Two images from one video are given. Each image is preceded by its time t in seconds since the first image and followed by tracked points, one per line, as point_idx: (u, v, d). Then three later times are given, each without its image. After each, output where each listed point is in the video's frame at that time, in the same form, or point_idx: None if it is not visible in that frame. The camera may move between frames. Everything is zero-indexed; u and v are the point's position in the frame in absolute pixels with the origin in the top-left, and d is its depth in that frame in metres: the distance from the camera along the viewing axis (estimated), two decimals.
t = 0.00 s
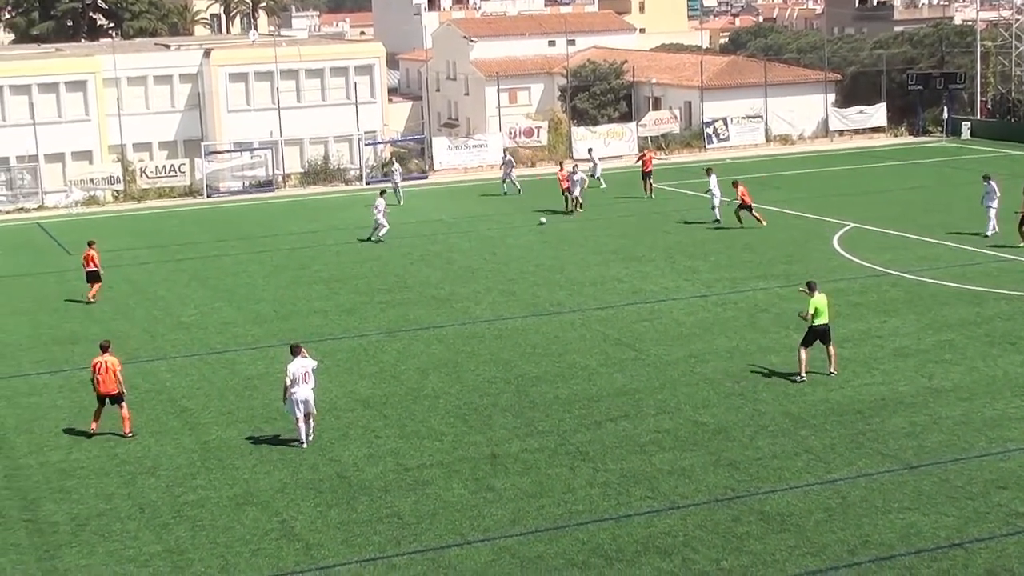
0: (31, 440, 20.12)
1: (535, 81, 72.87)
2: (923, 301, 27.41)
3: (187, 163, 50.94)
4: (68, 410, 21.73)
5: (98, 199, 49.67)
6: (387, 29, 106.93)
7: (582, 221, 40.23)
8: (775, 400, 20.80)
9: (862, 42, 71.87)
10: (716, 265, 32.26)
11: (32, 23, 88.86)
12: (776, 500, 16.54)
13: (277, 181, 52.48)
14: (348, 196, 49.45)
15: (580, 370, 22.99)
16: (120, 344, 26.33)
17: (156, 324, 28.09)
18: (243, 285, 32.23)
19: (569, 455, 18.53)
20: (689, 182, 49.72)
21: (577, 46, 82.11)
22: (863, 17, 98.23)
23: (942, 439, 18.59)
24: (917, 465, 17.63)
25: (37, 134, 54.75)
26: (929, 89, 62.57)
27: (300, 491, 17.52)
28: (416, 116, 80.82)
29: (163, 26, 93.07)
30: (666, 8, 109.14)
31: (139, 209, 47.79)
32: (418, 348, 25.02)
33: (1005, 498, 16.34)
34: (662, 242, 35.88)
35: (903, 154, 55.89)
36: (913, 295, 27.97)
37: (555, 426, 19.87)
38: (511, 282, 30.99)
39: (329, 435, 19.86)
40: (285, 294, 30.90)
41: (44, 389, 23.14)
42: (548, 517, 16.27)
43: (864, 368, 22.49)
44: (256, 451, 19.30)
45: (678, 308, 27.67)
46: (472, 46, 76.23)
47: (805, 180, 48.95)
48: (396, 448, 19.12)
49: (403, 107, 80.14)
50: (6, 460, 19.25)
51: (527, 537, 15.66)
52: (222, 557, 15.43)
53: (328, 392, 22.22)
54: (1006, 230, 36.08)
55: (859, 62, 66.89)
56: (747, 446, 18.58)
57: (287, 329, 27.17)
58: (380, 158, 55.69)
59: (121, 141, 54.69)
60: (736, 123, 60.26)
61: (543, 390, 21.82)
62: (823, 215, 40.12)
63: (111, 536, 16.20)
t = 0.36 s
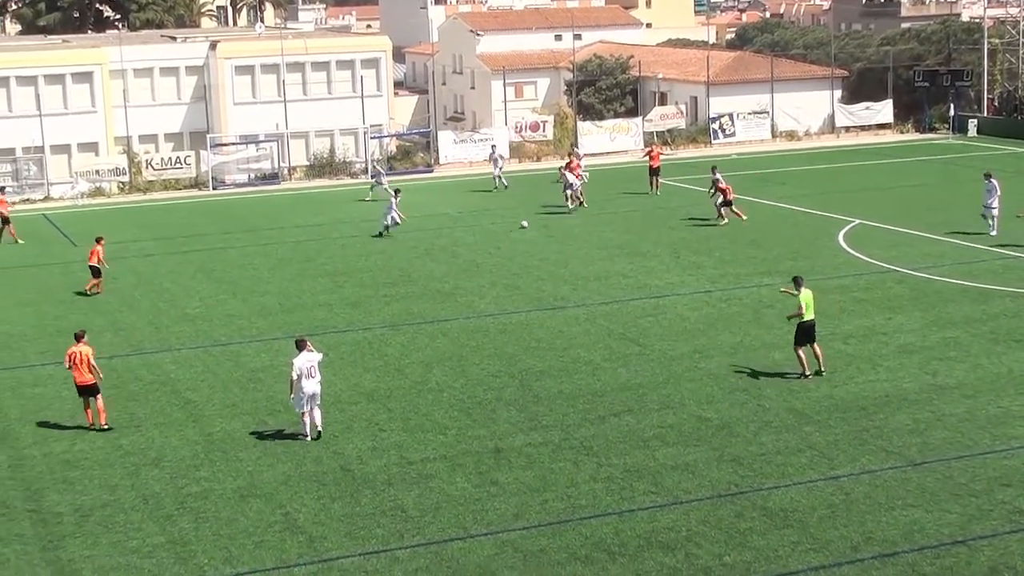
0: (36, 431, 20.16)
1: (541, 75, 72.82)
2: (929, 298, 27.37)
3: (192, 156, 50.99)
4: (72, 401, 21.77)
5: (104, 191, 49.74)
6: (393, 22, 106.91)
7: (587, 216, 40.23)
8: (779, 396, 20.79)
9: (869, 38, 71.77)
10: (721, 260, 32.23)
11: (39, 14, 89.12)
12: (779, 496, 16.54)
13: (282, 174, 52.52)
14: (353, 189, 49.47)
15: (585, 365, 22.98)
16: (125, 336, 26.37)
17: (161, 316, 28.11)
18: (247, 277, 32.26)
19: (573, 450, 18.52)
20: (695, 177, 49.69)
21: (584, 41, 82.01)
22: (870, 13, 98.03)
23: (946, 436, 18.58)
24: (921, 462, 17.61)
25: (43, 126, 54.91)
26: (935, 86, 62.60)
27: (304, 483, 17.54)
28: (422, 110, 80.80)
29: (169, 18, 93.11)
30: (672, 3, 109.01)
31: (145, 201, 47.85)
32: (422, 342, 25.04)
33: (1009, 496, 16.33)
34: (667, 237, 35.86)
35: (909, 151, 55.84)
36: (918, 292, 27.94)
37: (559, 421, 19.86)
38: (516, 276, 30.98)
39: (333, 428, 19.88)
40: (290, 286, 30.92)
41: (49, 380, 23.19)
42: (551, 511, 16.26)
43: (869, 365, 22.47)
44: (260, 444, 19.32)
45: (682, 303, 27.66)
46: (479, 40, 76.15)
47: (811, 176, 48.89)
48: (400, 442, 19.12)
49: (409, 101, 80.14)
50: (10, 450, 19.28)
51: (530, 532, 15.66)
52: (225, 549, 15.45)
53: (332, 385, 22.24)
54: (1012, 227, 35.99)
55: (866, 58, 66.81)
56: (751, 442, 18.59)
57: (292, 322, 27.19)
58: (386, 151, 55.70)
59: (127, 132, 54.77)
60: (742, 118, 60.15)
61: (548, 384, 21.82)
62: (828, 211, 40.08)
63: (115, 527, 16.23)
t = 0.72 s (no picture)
0: (54, 416, 20.26)
1: (559, 64, 72.70)
2: (947, 289, 27.22)
3: (210, 143, 51.10)
4: (90, 387, 21.85)
5: (122, 178, 49.88)
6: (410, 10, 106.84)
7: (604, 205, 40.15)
8: (797, 387, 20.71)
9: (888, 28, 71.32)
10: (739, 251, 32.15)
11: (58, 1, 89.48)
12: (795, 487, 16.51)
13: (300, 162, 52.60)
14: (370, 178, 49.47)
15: (601, 354, 22.98)
16: (142, 323, 26.44)
17: (178, 302, 28.18)
18: (265, 265, 32.31)
19: (588, 439, 18.52)
20: (713, 167, 49.55)
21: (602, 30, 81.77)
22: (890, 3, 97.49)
23: (964, 429, 18.50)
24: (937, 454, 17.55)
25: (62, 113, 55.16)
26: (955, 76, 61.55)
27: (320, 471, 17.60)
28: (440, 99, 80.77)
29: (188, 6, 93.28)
30: None
31: (163, 188, 47.97)
32: (438, 330, 25.06)
33: None
34: (685, 227, 35.78)
35: (928, 142, 55.54)
36: (937, 284, 27.81)
37: (576, 411, 19.82)
38: (533, 265, 30.95)
39: (349, 416, 19.91)
40: (307, 274, 30.97)
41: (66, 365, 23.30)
42: (566, 501, 16.27)
43: (886, 356, 22.37)
44: (276, 431, 19.36)
45: (699, 293, 27.60)
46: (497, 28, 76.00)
47: (830, 167, 48.68)
48: (416, 430, 19.16)
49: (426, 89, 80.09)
50: (29, 435, 19.39)
51: (545, 521, 15.67)
52: (240, 535, 15.51)
53: (348, 372, 22.27)
54: None
55: (885, 48, 66.40)
56: (767, 433, 18.56)
57: (309, 309, 27.24)
58: (403, 140, 55.71)
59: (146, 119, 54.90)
60: (760, 108, 59.92)
61: (564, 374, 21.80)
62: (847, 202, 39.87)
63: (132, 513, 16.30)
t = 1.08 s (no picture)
0: (71, 408, 20.34)
1: (575, 55, 72.58)
2: (965, 281, 27.09)
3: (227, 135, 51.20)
4: (107, 378, 21.93)
5: (138, 169, 49.99)
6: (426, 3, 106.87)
7: (620, 197, 40.11)
8: (813, 379, 20.66)
9: (906, 20, 70.96)
10: (755, 242, 32.06)
11: None
12: (811, 479, 16.47)
13: (317, 154, 52.70)
14: (386, 169, 49.48)
15: (616, 346, 22.94)
16: (159, 314, 26.52)
17: (194, 294, 28.25)
18: (281, 256, 32.39)
19: (604, 431, 18.49)
20: (729, 158, 49.44)
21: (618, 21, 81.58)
22: None
23: (981, 421, 18.42)
24: (955, 446, 17.47)
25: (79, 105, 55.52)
26: (972, 68, 62.09)
27: (337, 462, 17.63)
28: (456, 91, 80.75)
29: None
30: None
31: (179, 180, 47.95)
32: (454, 322, 25.07)
33: None
34: (700, 219, 35.71)
35: (945, 134, 55.25)
36: (954, 276, 27.70)
37: (592, 403, 19.77)
38: (549, 257, 30.94)
39: (365, 407, 19.94)
40: (323, 266, 31.01)
41: (83, 356, 23.39)
42: (583, 492, 16.26)
43: (903, 348, 22.29)
44: (291, 422, 19.40)
45: (716, 285, 27.55)
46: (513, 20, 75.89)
47: (847, 159, 48.52)
48: (432, 421, 19.17)
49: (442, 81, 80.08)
50: (47, 425, 19.46)
51: (560, 512, 15.67)
52: (256, 526, 15.55)
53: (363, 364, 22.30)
54: None
55: (903, 40, 66.05)
56: (783, 425, 18.50)
57: (325, 301, 27.28)
58: (419, 132, 55.73)
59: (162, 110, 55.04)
60: (776, 101, 59.78)
61: (580, 366, 21.78)
62: (864, 194, 39.73)
63: (148, 504, 16.35)
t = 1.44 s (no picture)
0: (88, 399, 20.42)
1: (590, 48, 72.45)
2: (982, 275, 26.95)
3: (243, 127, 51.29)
4: (124, 371, 22.00)
5: (154, 162, 50.11)
6: None
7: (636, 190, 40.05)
8: (829, 372, 20.60)
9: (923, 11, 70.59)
10: (772, 235, 31.96)
11: None
12: (827, 473, 16.42)
13: (332, 147, 52.87)
14: (402, 162, 49.51)
15: (632, 339, 22.90)
16: (175, 307, 26.58)
17: (210, 287, 28.30)
18: (297, 249, 32.42)
19: (620, 424, 18.48)
20: (746, 151, 49.27)
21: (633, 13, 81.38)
22: None
23: (998, 414, 18.34)
24: (972, 439, 17.40)
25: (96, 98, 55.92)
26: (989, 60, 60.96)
27: (352, 454, 17.65)
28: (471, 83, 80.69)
29: None
30: None
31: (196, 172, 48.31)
32: (469, 314, 25.08)
33: None
34: (717, 211, 35.60)
35: (962, 126, 54.93)
36: (971, 269, 27.56)
37: (608, 397, 19.73)
38: (565, 250, 30.90)
39: (380, 400, 19.96)
40: (339, 258, 31.02)
41: (100, 348, 23.49)
42: (598, 485, 16.25)
43: (920, 341, 22.20)
44: (307, 415, 19.43)
45: (731, 278, 27.48)
46: (529, 13, 75.70)
47: (864, 152, 48.26)
48: (448, 414, 19.16)
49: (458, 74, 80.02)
50: (64, 418, 19.54)
51: (576, 505, 15.66)
52: (272, 518, 15.58)
53: (379, 357, 22.33)
54: None
55: (920, 32, 65.68)
56: (799, 418, 18.45)
57: (341, 293, 27.30)
58: (435, 124, 55.83)
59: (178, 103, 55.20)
60: (793, 93, 59.49)
61: (595, 359, 21.75)
62: (881, 186, 39.53)
63: (165, 495, 16.41)
